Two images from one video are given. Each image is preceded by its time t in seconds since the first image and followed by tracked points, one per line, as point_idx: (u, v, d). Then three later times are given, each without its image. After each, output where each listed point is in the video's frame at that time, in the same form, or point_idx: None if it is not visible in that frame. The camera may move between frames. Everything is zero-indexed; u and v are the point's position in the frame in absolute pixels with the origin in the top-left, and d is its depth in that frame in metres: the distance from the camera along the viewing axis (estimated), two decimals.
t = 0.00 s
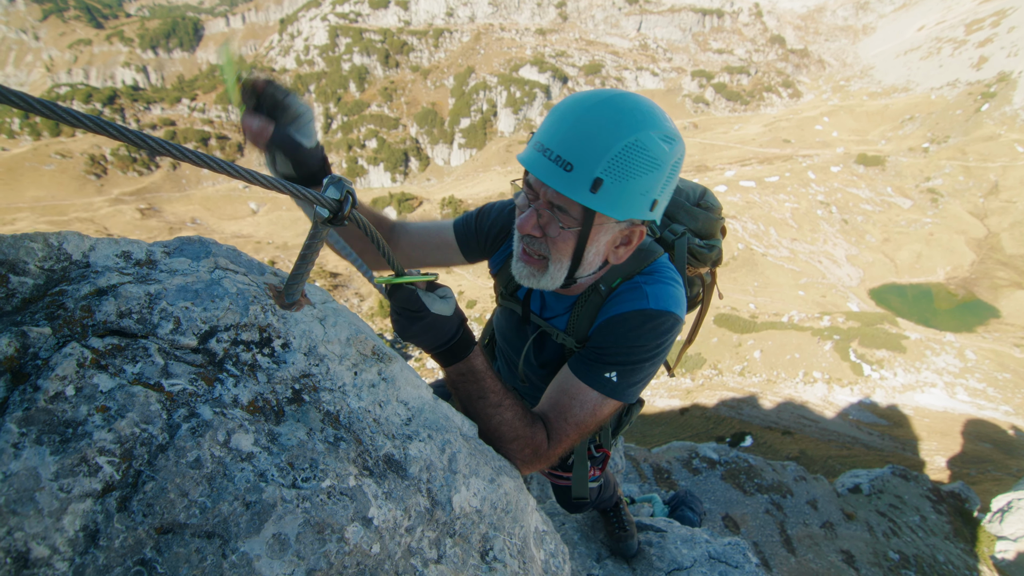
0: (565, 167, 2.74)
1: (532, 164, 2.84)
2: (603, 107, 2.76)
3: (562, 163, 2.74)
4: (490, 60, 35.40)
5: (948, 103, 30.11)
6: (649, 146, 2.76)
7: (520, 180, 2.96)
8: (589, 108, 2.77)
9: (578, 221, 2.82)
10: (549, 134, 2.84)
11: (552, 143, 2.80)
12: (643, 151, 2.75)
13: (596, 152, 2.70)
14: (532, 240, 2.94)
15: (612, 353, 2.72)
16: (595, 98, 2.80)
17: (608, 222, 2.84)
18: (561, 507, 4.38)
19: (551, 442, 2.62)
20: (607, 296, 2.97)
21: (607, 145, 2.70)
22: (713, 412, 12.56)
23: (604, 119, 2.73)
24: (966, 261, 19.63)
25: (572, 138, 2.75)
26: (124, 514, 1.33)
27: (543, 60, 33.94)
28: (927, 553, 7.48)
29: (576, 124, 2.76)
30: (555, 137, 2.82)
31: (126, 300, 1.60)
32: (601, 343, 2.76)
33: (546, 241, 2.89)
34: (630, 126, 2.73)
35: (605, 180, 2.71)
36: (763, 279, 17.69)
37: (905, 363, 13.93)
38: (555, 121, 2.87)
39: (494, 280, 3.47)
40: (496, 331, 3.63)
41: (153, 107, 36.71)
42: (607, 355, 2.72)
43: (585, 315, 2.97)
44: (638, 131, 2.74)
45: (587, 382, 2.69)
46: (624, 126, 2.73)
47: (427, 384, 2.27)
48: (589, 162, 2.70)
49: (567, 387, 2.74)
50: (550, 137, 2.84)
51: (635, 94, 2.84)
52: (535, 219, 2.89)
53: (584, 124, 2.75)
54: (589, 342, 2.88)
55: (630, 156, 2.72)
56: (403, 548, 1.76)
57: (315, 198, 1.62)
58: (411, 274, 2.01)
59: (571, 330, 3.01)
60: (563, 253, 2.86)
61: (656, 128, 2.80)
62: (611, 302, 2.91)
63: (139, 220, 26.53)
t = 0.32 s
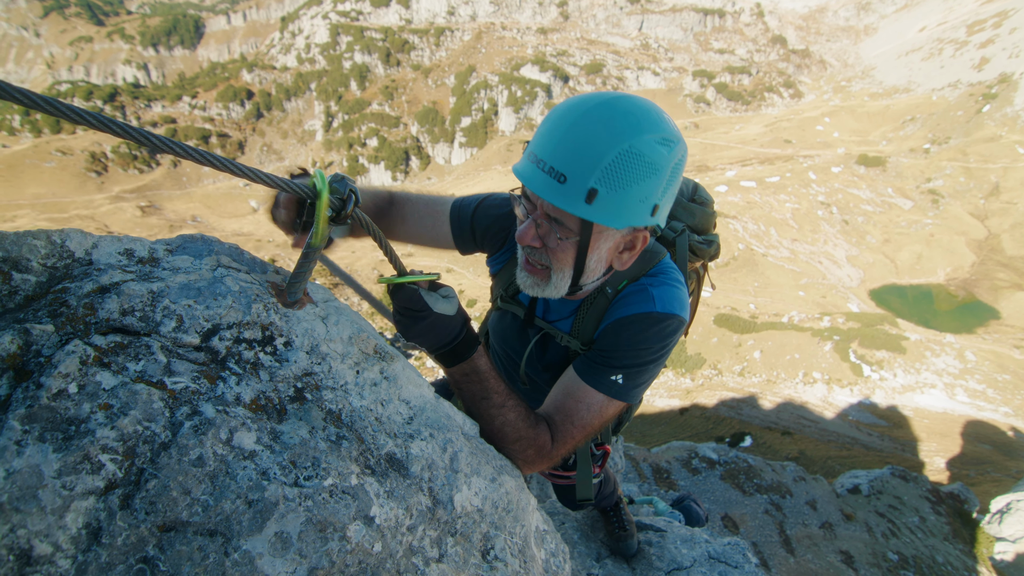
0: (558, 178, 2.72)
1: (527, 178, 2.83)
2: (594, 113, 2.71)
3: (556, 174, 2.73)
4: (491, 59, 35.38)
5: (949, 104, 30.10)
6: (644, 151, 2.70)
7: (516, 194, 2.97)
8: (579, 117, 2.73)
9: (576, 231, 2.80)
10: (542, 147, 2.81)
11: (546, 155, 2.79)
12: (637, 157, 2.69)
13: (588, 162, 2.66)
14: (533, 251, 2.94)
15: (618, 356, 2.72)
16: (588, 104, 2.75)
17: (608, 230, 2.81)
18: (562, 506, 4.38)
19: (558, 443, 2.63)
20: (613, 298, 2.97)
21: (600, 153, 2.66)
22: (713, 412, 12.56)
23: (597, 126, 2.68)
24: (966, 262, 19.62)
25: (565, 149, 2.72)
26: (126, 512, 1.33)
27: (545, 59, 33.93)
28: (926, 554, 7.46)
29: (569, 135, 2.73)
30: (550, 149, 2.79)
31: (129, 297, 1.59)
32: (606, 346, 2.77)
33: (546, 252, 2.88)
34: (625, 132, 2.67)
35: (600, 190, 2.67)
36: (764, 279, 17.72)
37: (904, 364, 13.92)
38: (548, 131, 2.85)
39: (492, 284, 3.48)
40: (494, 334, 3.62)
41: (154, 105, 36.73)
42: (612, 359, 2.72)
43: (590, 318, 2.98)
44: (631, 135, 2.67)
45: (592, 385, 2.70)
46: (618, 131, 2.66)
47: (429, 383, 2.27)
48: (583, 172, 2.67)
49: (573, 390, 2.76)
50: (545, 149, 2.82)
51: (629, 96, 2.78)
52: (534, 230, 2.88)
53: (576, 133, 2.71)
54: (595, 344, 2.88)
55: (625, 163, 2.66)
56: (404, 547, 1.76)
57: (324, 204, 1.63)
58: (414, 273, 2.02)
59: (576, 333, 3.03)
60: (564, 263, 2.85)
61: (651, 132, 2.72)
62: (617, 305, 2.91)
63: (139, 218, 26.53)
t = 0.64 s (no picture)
0: (540, 194, 2.71)
1: (513, 191, 2.84)
2: (576, 128, 2.65)
3: (538, 190, 2.72)
4: (492, 59, 35.43)
5: (949, 105, 30.10)
6: (627, 164, 2.66)
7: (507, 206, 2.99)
8: (561, 132, 2.68)
9: (562, 243, 2.81)
10: (526, 161, 2.78)
11: (529, 170, 2.77)
12: (618, 170, 2.65)
13: (568, 178, 2.64)
14: (526, 260, 2.98)
15: (618, 355, 2.72)
16: (571, 115, 2.69)
17: (595, 242, 2.82)
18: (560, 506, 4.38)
19: (556, 442, 2.63)
20: (614, 298, 2.99)
21: (582, 168, 2.63)
22: (712, 412, 12.58)
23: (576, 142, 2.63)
24: (965, 263, 19.64)
25: (547, 163, 2.68)
26: (126, 510, 1.33)
27: (545, 59, 33.94)
28: (924, 555, 7.46)
29: (550, 149, 2.69)
30: (534, 162, 2.76)
31: (131, 296, 1.60)
32: (606, 345, 2.77)
33: (538, 262, 2.91)
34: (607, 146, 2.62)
35: (581, 205, 2.67)
36: (763, 280, 17.75)
37: (903, 365, 13.94)
38: (532, 143, 2.80)
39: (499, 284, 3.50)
40: (497, 335, 3.62)
41: (154, 103, 36.73)
42: (612, 358, 2.73)
43: (590, 319, 2.99)
44: (613, 149, 2.62)
45: (592, 384, 2.70)
46: (600, 146, 2.62)
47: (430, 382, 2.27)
48: (565, 189, 2.66)
49: (572, 388, 2.76)
50: (529, 163, 2.78)
51: (610, 105, 2.72)
52: (525, 242, 2.90)
53: (557, 149, 2.67)
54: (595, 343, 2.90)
55: (608, 178, 2.63)
56: (404, 546, 1.76)
57: (321, 196, 1.62)
58: (413, 273, 2.06)
59: (577, 332, 3.04)
60: (556, 272, 2.88)
61: (632, 144, 2.66)
62: (618, 304, 2.93)
63: (139, 216, 26.53)
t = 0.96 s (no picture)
0: (539, 182, 2.73)
1: (514, 178, 2.86)
2: (579, 116, 2.67)
3: (537, 178, 2.73)
4: (491, 58, 35.46)
5: (948, 105, 30.10)
6: (625, 154, 2.66)
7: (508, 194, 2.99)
8: (561, 121, 2.70)
9: (560, 233, 2.81)
10: (527, 150, 2.81)
11: (530, 158, 2.79)
12: (617, 160, 2.65)
13: (566, 167, 2.65)
14: (524, 250, 2.98)
15: (616, 354, 2.72)
16: (571, 106, 2.71)
17: (592, 232, 2.82)
18: (560, 506, 4.37)
19: (556, 441, 2.63)
20: (612, 295, 2.98)
21: (579, 157, 2.64)
22: (711, 411, 12.60)
23: (575, 132, 2.65)
24: (964, 263, 19.64)
25: (547, 152, 2.70)
26: (126, 511, 1.33)
27: (544, 59, 33.95)
28: (924, 554, 7.46)
29: (551, 139, 2.70)
30: (534, 150, 2.77)
31: (130, 296, 1.59)
32: (604, 343, 2.77)
33: (535, 252, 2.92)
34: (606, 134, 2.63)
35: (577, 193, 2.67)
36: (763, 279, 17.75)
37: (903, 364, 13.95)
38: (534, 132, 2.82)
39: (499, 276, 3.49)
40: (498, 329, 3.61)
41: (153, 102, 36.74)
42: (610, 356, 2.72)
43: (589, 315, 2.99)
44: (612, 140, 2.62)
45: (590, 382, 2.70)
46: (599, 135, 2.63)
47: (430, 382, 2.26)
48: (562, 177, 2.66)
49: (571, 387, 2.76)
50: (529, 151, 2.80)
51: (614, 98, 2.74)
52: (523, 231, 2.92)
53: (557, 136, 2.69)
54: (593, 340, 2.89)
55: (605, 167, 2.64)
56: (404, 546, 1.76)
57: (321, 196, 1.61)
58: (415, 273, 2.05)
59: (576, 328, 3.03)
60: (553, 263, 2.87)
61: (632, 135, 2.67)
62: (616, 301, 2.92)
63: (138, 215, 26.51)
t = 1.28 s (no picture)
0: (556, 165, 2.76)
1: (529, 161, 2.89)
2: (601, 105, 2.72)
3: (555, 161, 2.77)
4: (489, 57, 35.46)
5: (945, 103, 30.17)
6: (642, 144, 2.71)
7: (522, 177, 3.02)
8: (583, 108, 2.75)
9: (572, 217, 2.83)
10: (546, 134, 2.85)
11: (549, 142, 2.82)
12: (634, 149, 2.70)
13: (586, 150, 2.69)
14: (531, 235, 2.99)
15: (615, 352, 2.72)
16: (592, 95, 2.76)
17: (604, 219, 2.84)
18: (558, 504, 4.37)
19: (554, 440, 2.64)
20: (613, 291, 2.98)
21: (597, 143, 2.68)
22: (709, 410, 12.64)
23: (594, 120, 2.70)
24: (961, 261, 19.69)
25: (567, 138, 2.75)
26: (122, 509, 1.33)
27: (542, 57, 33.95)
28: (921, 551, 7.48)
29: (571, 126, 2.75)
30: (553, 135, 2.82)
31: (126, 293, 1.59)
32: (604, 341, 2.77)
33: (544, 237, 2.93)
34: (624, 123, 2.68)
35: (593, 178, 2.70)
36: (760, 278, 17.77)
37: (900, 362, 13.98)
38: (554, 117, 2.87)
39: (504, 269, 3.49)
40: (500, 322, 3.61)
41: (150, 101, 36.64)
42: (610, 355, 2.72)
43: (590, 309, 3.00)
44: (630, 129, 2.68)
45: (590, 381, 2.70)
46: (618, 124, 2.68)
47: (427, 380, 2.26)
48: (579, 160, 2.70)
49: (570, 385, 2.76)
50: (548, 135, 2.85)
51: (635, 91, 2.79)
52: (533, 215, 2.93)
53: (577, 122, 2.74)
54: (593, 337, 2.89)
55: (622, 155, 2.68)
56: (402, 544, 1.76)
57: (318, 194, 1.61)
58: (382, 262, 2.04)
59: (576, 322, 3.02)
60: (560, 248, 2.87)
61: (651, 127, 2.74)
62: (617, 298, 2.92)
63: (135, 214, 26.45)
